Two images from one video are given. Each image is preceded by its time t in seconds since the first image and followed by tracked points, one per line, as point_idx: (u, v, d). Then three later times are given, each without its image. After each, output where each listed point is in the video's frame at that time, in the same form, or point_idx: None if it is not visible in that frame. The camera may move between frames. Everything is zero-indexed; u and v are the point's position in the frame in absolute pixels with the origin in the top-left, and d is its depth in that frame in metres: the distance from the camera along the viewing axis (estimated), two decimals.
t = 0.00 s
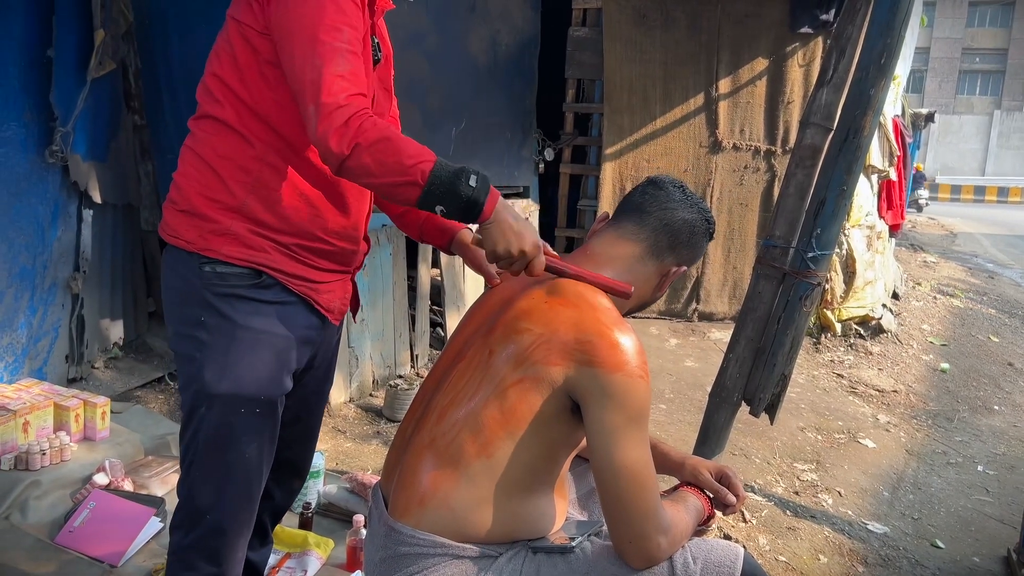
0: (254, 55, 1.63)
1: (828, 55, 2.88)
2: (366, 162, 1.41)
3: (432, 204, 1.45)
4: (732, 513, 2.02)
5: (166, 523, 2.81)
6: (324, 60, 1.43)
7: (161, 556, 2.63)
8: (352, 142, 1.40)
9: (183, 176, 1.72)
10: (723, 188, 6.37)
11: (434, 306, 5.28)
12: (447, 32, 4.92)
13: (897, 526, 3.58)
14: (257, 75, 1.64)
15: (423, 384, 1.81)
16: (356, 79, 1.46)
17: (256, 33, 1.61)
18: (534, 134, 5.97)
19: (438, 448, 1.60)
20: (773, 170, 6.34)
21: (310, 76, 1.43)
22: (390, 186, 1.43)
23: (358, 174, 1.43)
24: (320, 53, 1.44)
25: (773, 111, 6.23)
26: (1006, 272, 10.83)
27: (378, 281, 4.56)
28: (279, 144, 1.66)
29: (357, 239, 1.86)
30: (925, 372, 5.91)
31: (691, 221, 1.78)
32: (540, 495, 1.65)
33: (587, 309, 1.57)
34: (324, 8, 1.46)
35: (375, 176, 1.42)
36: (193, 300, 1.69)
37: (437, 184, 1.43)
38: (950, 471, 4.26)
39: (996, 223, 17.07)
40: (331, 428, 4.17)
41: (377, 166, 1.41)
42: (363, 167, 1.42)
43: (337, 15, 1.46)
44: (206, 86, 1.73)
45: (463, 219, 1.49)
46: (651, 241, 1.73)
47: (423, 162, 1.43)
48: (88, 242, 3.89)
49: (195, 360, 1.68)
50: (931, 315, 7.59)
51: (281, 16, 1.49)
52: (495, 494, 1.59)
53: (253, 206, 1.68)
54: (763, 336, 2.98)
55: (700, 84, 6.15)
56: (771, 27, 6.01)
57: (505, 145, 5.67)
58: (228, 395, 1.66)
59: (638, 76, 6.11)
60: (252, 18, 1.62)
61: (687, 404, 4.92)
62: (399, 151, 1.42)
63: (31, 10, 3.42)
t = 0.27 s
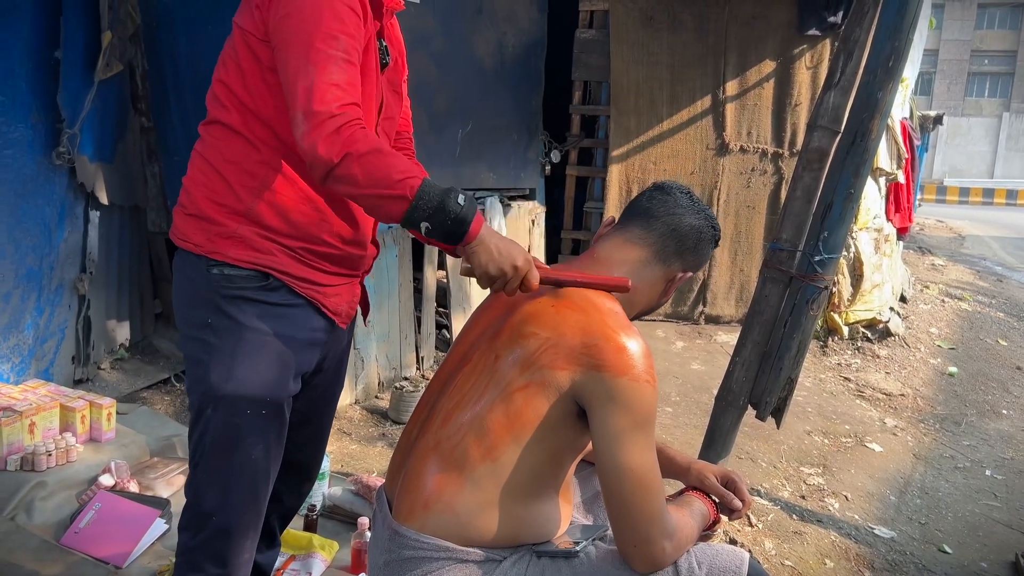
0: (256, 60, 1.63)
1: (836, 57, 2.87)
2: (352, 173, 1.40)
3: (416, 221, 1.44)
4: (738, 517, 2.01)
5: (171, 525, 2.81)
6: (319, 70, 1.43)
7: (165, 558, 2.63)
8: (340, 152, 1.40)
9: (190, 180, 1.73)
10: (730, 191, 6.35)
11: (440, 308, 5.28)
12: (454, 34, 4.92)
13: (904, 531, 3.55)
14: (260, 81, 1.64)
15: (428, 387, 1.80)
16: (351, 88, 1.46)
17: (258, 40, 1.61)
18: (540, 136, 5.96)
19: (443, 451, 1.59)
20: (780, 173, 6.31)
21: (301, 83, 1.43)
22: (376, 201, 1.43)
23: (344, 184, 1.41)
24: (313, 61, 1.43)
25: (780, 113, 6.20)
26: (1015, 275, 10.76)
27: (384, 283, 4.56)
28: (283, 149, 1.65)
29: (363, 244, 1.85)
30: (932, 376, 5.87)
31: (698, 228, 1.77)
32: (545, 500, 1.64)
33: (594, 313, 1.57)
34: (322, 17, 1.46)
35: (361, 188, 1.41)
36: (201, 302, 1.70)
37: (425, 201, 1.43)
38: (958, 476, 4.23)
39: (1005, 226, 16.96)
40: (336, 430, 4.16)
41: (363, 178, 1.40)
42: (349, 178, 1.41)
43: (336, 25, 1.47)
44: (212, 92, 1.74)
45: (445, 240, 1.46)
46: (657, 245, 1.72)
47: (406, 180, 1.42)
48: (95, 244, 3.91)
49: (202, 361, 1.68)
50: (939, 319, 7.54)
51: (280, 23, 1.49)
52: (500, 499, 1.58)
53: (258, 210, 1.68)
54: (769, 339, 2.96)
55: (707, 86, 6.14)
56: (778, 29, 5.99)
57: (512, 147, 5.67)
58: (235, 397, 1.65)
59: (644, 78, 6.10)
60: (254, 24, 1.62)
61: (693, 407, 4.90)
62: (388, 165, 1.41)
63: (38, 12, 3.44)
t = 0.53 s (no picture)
0: (260, 71, 1.63)
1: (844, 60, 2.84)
2: (362, 187, 1.40)
3: (427, 240, 1.42)
4: (743, 521, 2.00)
5: (176, 527, 2.81)
6: (323, 88, 1.43)
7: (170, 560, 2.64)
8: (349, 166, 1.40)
9: (197, 190, 1.73)
10: (738, 194, 6.33)
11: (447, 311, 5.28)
12: (462, 37, 4.93)
13: (913, 537, 3.52)
14: (265, 92, 1.64)
15: (432, 390, 1.80)
16: (356, 105, 1.45)
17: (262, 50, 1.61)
18: (548, 139, 5.96)
19: (447, 455, 1.59)
20: (788, 176, 6.28)
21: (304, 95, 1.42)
22: (385, 218, 1.42)
23: (351, 202, 1.42)
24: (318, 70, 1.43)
25: (789, 116, 6.17)
26: None
27: (391, 285, 4.57)
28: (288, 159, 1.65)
29: (369, 251, 1.84)
30: (942, 381, 5.82)
31: (704, 232, 1.75)
32: (548, 505, 1.63)
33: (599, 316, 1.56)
34: (327, 34, 1.46)
35: (370, 204, 1.41)
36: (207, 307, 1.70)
37: (436, 219, 1.42)
38: (968, 482, 4.19)
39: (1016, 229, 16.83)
40: (343, 432, 4.17)
41: (372, 192, 1.40)
42: (357, 190, 1.40)
43: (340, 43, 1.46)
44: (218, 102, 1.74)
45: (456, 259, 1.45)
46: (662, 250, 1.71)
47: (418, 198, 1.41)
48: (103, 246, 3.93)
49: (211, 369, 1.69)
50: (949, 323, 7.49)
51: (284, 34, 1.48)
52: (503, 504, 1.57)
53: (264, 220, 1.67)
54: (776, 344, 2.94)
55: (716, 89, 6.12)
56: (787, 32, 5.97)
57: (519, 150, 5.67)
58: (246, 404, 1.67)
59: (652, 81, 6.09)
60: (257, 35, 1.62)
61: (700, 411, 4.87)
62: (396, 178, 1.41)
63: (48, 14, 3.45)
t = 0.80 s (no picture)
0: (260, 74, 1.62)
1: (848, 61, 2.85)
2: (382, 189, 1.39)
3: (447, 237, 1.44)
4: (741, 519, 2.00)
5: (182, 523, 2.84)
6: (335, 83, 1.40)
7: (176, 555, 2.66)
8: (370, 167, 1.39)
9: (194, 193, 1.73)
10: (746, 196, 6.32)
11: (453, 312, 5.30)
12: (469, 39, 4.95)
13: (919, 539, 3.50)
14: (265, 95, 1.63)
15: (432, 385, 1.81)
16: (371, 98, 1.43)
17: (262, 53, 1.60)
18: (555, 141, 5.97)
19: (446, 449, 1.60)
20: (796, 178, 6.27)
21: (316, 97, 1.40)
22: (405, 217, 1.42)
23: (368, 200, 1.41)
24: (328, 73, 1.41)
25: (797, 118, 6.15)
26: None
27: (397, 286, 4.59)
28: (288, 163, 1.65)
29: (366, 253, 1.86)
30: (950, 384, 5.79)
31: (703, 230, 1.76)
32: (547, 500, 1.64)
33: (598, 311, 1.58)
34: (335, 30, 1.44)
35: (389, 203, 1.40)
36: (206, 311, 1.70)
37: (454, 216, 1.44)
38: (975, 485, 4.17)
39: None
40: (348, 431, 4.19)
41: (392, 194, 1.39)
42: (375, 193, 1.40)
43: (348, 36, 1.44)
44: (213, 102, 1.73)
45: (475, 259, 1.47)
46: (661, 246, 1.72)
47: (440, 196, 1.44)
48: (113, 245, 3.97)
49: (208, 378, 1.69)
50: (958, 326, 7.44)
51: (288, 38, 1.47)
52: (502, 497, 1.58)
53: (263, 226, 1.68)
54: (780, 344, 2.94)
55: (723, 91, 6.11)
56: (795, 34, 5.96)
57: (526, 152, 5.69)
58: (244, 415, 1.69)
59: (659, 83, 6.10)
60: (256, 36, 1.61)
61: (706, 413, 4.87)
62: (418, 181, 1.41)
63: (59, 16, 3.50)
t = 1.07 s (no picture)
0: (259, 68, 1.63)
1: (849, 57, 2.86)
2: (417, 177, 1.41)
3: (482, 223, 1.45)
4: (738, 508, 2.01)
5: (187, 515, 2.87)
6: (354, 73, 1.40)
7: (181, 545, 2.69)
8: (402, 157, 1.40)
9: (186, 189, 1.74)
10: (752, 196, 6.31)
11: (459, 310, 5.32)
12: (475, 39, 4.98)
13: (923, 536, 3.49)
14: (263, 88, 1.64)
15: (433, 374, 1.83)
16: (391, 86, 1.43)
17: (259, 47, 1.61)
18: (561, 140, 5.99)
19: (445, 436, 1.62)
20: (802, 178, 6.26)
21: (337, 90, 1.40)
22: (440, 205, 1.44)
23: (403, 189, 1.42)
24: (346, 65, 1.41)
25: (803, 118, 6.14)
26: None
27: (402, 284, 4.61)
28: (287, 158, 1.67)
29: (361, 248, 1.88)
30: (958, 384, 5.76)
31: (701, 222, 1.77)
32: (545, 487, 1.65)
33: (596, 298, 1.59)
34: (349, 22, 1.44)
35: (424, 191, 1.42)
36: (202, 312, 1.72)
37: (488, 202, 1.45)
38: (981, 484, 4.15)
39: None
40: (353, 427, 4.21)
41: (426, 182, 1.41)
42: (409, 183, 1.41)
43: (363, 27, 1.44)
44: (205, 97, 1.74)
45: (509, 243, 1.48)
46: (659, 238, 1.74)
47: (473, 181, 1.45)
48: (121, 242, 4.01)
49: (203, 382, 1.71)
50: (967, 327, 7.41)
51: (291, 32, 1.48)
52: (500, 484, 1.59)
53: (259, 223, 1.70)
54: (781, 339, 2.95)
55: (729, 91, 6.12)
56: (801, 34, 5.96)
57: (532, 151, 5.71)
58: (241, 416, 1.71)
59: (665, 83, 6.12)
60: (253, 29, 1.62)
61: (710, 411, 4.87)
62: (451, 167, 1.43)
63: (70, 15, 3.56)
